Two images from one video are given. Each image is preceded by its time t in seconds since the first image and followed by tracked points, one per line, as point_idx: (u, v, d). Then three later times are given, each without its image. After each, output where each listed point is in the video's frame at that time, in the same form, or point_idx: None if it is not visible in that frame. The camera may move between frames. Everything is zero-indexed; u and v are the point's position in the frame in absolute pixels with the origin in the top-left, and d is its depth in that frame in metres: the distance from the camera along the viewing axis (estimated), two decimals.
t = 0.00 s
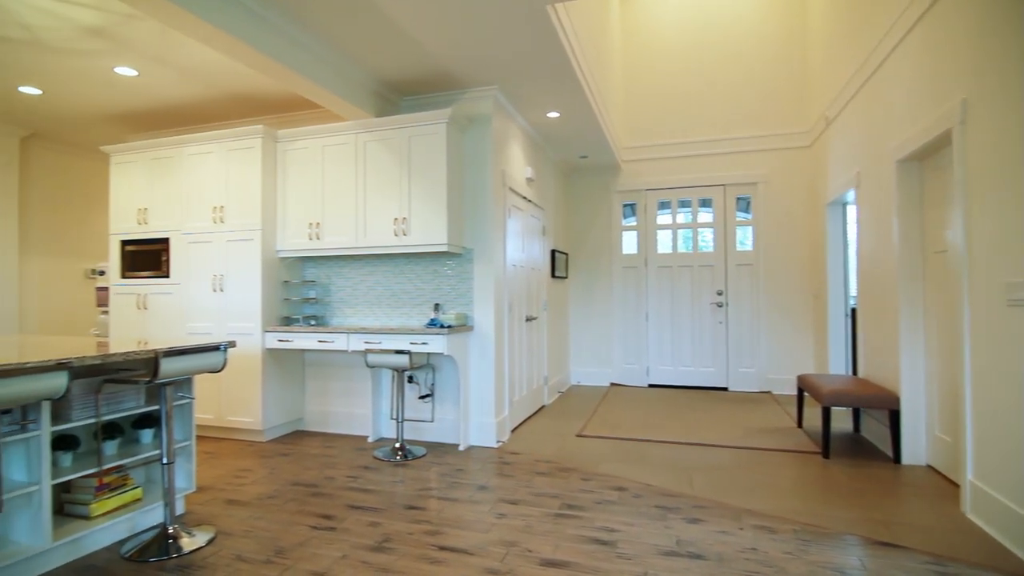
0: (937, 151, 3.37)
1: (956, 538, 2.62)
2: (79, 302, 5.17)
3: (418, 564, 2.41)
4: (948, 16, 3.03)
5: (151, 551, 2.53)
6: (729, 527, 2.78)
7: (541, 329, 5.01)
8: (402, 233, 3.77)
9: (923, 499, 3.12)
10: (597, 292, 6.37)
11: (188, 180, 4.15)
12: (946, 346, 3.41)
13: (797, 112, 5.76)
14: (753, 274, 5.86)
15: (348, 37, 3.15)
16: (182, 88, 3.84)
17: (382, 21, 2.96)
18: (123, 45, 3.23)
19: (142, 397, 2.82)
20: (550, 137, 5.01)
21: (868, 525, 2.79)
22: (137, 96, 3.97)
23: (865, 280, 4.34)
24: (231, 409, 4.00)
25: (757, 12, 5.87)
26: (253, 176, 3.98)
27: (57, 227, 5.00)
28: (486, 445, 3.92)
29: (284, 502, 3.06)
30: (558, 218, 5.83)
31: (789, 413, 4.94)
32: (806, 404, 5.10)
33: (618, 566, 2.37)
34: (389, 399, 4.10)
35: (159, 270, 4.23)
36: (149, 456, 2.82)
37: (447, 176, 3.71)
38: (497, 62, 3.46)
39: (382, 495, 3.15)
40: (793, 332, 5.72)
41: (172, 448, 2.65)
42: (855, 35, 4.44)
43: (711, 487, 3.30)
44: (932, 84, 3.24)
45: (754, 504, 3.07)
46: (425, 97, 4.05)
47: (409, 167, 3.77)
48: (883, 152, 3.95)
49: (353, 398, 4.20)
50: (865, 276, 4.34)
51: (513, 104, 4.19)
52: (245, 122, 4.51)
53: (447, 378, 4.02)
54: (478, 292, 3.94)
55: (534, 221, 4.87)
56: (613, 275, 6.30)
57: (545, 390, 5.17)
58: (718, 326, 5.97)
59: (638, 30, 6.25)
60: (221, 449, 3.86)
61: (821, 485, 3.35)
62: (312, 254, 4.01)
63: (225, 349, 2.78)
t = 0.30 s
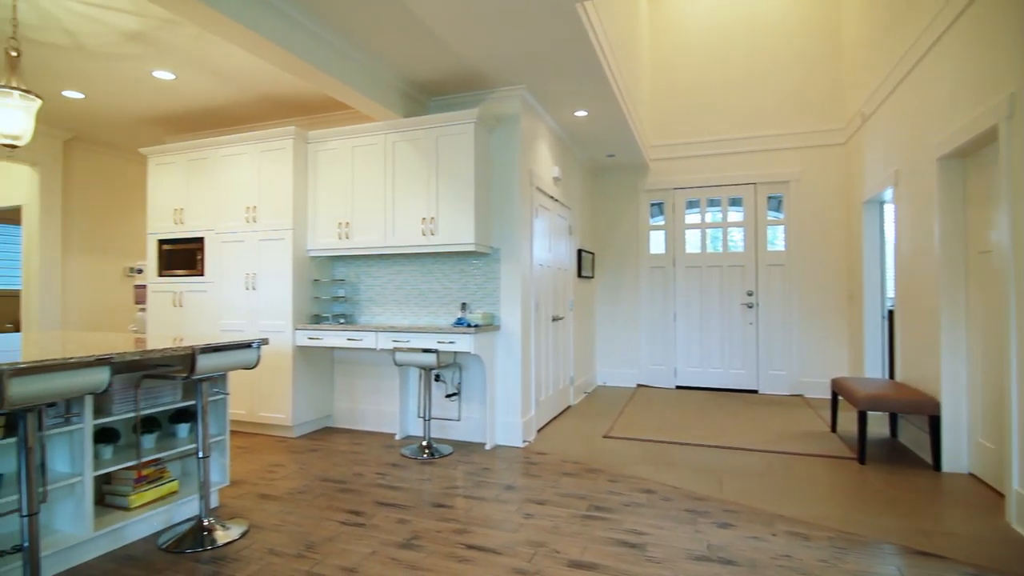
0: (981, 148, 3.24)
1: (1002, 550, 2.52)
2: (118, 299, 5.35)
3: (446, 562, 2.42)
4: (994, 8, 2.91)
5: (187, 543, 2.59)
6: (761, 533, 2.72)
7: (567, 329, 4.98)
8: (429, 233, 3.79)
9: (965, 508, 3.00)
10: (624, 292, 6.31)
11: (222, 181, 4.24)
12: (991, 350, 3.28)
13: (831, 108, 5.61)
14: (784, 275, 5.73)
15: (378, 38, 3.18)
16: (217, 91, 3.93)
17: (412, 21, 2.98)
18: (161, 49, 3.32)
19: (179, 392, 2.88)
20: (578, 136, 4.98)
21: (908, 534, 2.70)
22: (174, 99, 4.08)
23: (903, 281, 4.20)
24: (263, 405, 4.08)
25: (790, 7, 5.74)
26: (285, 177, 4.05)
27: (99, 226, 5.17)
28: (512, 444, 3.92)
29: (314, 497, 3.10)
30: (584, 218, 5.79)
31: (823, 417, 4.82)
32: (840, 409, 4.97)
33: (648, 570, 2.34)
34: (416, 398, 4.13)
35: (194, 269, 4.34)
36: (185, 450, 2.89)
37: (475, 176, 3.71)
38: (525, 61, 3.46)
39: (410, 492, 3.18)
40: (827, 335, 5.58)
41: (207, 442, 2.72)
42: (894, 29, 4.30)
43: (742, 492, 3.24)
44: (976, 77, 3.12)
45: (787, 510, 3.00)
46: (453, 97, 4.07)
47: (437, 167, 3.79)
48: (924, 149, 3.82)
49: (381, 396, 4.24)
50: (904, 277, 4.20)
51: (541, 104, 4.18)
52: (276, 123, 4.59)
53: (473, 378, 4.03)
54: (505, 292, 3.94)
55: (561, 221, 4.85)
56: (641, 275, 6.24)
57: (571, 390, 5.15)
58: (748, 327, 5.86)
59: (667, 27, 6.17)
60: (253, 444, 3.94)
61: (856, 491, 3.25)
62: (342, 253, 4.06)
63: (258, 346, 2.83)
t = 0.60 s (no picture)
0: None
1: None
2: (153, 296, 5.49)
3: (473, 561, 2.42)
4: None
5: (219, 536, 2.65)
6: (794, 539, 2.65)
7: (592, 329, 4.95)
8: (456, 232, 3.80)
9: (1010, 518, 2.89)
10: (650, 292, 6.25)
11: (253, 181, 4.32)
12: None
13: (866, 104, 5.46)
14: (816, 276, 5.60)
15: (406, 39, 3.20)
16: (249, 93, 4.00)
17: (441, 22, 2.99)
18: (196, 53, 3.39)
19: (213, 387, 2.94)
20: (604, 135, 4.95)
21: (949, 544, 2.61)
22: (207, 101, 4.17)
23: (943, 282, 4.07)
24: (292, 402, 4.15)
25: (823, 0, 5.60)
26: (314, 177, 4.10)
27: (135, 226, 5.32)
28: (537, 444, 3.91)
29: (342, 494, 3.14)
30: (610, 217, 5.74)
31: (856, 421, 4.69)
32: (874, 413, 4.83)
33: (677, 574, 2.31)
34: (442, 396, 4.15)
35: (225, 267, 4.42)
36: (218, 445, 2.95)
37: (501, 176, 3.71)
38: (553, 60, 3.44)
39: (436, 490, 3.19)
40: (860, 337, 5.44)
41: (239, 437, 2.77)
42: (933, 22, 4.17)
43: (772, 497, 3.17)
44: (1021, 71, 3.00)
45: (820, 516, 2.92)
46: (480, 96, 4.07)
47: (464, 166, 3.80)
48: (965, 146, 3.69)
49: (407, 394, 4.27)
50: (943, 278, 4.07)
51: (567, 102, 4.16)
52: (306, 124, 4.66)
53: (499, 377, 4.03)
54: (531, 292, 3.92)
55: (587, 221, 4.82)
56: (667, 275, 6.16)
57: (596, 390, 5.11)
58: (778, 329, 5.74)
59: (695, 23, 6.07)
60: (282, 440, 4.00)
61: (892, 498, 3.16)
62: (369, 252, 4.10)
63: (289, 343, 2.87)
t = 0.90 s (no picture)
0: None
1: None
2: (192, 292, 5.65)
3: (504, 560, 2.41)
4: None
5: (256, 527, 2.70)
6: (833, 547, 2.58)
7: (622, 328, 4.90)
8: (486, 231, 3.80)
9: None
10: (681, 291, 6.15)
11: (288, 180, 4.40)
12: None
13: (909, 98, 5.27)
14: (855, 276, 5.44)
15: (439, 37, 3.21)
16: (284, 94, 4.07)
17: (473, 20, 2.99)
18: (234, 54, 3.46)
19: (250, 382, 3.00)
20: (636, 132, 4.88)
21: (999, 557, 2.50)
22: (244, 102, 4.25)
23: (991, 283, 3.90)
24: (324, 397, 4.21)
25: None
26: (347, 176, 4.15)
27: (175, 224, 5.47)
28: (567, 444, 3.89)
29: (374, 489, 3.17)
30: (641, 216, 5.67)
31: (896, 427, 4.54)
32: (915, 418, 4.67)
33: None
34: (471, 394, 4.16)
35: (261, 264, 4.52)
36: (255, 439, 3.01)
37: (532, 174, 3.70)
38: (585, 57, 3.40)
39: (466, 488, 3.20)
40: (901, 339, 5.26)
41: (276, 431, 2.82)
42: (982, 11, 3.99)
43: (809, 503, 3.09)
44: None
45: (860, 524, 2.83)
46: (510, 94, 4.07)
47: (494, 165, 3.79)
48: (1017, 141, 3.53)
49: (436, 392, 4.29)
50: (992, 278, 3.89)
51: (599, 99, 4.12)
52: (339, 123, 4.72)
53: (528, 376, 4.02)
54: (561, 290, 3.90)
55: (618, 219, 4.77)
56: (699, 274, 6.06)
57: (625, 390, 5.06)
58: (814, 330, 5.59)
59: (729, 16, 5.95)
60: (315, 434, 4.07)
61: (937, 507, 3.04)
62: (401, 251, 4.13)
63: (324, 340, 2.91)
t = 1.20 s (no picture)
0: None
1: None
2: (235, 289, 5.81)
3: (541, 561, 2.40)
4: None
5: (297, 520, 2.76)
6: (884, 559, 2.47)
7: (658, 328, 4.82)
8: (521, 229, 3.79)
9: None
10: (719, 292, 6.02)
11: (327, 179, 4.47)
12: None
13: (966, 90, 5.02)
14: (904, 276, 5.22)
15: (477, 36, 3.20)
16: (324, 94, 4.14)
17: (512, 18, 2.97)
18: (278, 56, 3.53)
19: (292, 376, 3.05)
20: (674, 128, 4.79)
21: None
22: (285, 103, 4.35)
23: None
24: (361, 393, 4.27)
25: None
26: (384, 175, 4.20)
27: (219, 222, 5.64)
28: (602, 445, 3.84)
29: (411, 485, 3.20)
30: (678, 214, 5.57)
31: (949, 435, 4.34)
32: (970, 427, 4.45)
33: None
34: (505, 393, 4.16)
35: (300, 262, 4.61)
36: (296, 433, 3.07)
37: (568, 172, 3.66)
38: (624, 52, 3.35)
39: (501, 487, 3.20)
40: (953, 343, 5.03)
41: (316, 426, 2.87)
42: None
43: (857, 512, 2.98)
44: None
45: (912, 536, 2.71)
46: (547, 92, 4.04)
47: (531, 163, 3.77)
48: None
49: (471, 389, 4.31)
50: None
51: (637, 96, 4.06)
52: (376, 123, 4.78)
53: (563, 375, 3.99)
54: (597, 290, 3.86)
55: (655, 217, 4.70)
56: (738, 274, 5.92)
57: (661, 392, 4.98)
58: (859, 333, 5.39)
59: (771, 9, 5.78)
60: (352, 429, 4.13)
61: (996, 520, 2.89)
62: (437, 249, 4.16)
63: (364, 336, 2.94)
